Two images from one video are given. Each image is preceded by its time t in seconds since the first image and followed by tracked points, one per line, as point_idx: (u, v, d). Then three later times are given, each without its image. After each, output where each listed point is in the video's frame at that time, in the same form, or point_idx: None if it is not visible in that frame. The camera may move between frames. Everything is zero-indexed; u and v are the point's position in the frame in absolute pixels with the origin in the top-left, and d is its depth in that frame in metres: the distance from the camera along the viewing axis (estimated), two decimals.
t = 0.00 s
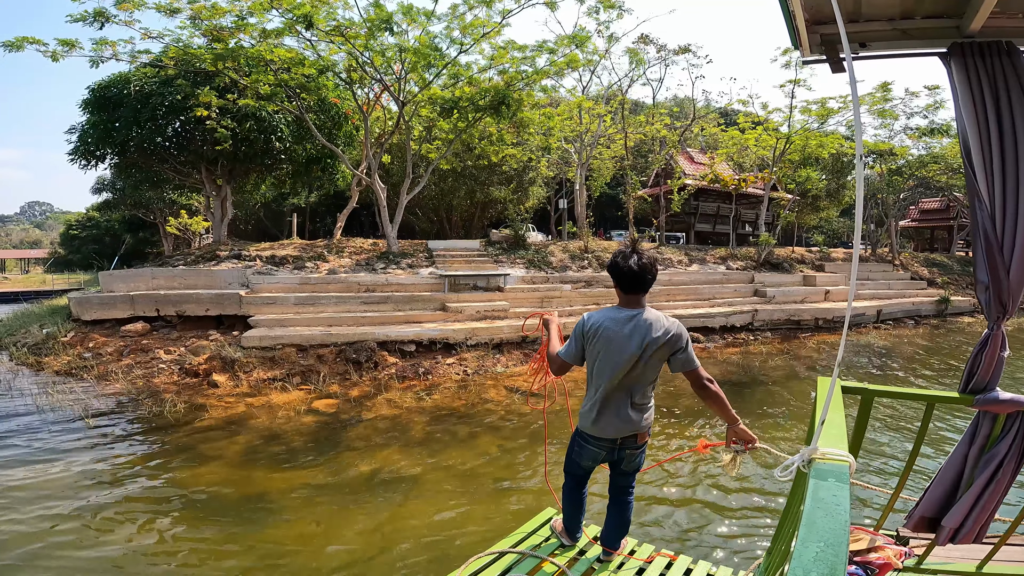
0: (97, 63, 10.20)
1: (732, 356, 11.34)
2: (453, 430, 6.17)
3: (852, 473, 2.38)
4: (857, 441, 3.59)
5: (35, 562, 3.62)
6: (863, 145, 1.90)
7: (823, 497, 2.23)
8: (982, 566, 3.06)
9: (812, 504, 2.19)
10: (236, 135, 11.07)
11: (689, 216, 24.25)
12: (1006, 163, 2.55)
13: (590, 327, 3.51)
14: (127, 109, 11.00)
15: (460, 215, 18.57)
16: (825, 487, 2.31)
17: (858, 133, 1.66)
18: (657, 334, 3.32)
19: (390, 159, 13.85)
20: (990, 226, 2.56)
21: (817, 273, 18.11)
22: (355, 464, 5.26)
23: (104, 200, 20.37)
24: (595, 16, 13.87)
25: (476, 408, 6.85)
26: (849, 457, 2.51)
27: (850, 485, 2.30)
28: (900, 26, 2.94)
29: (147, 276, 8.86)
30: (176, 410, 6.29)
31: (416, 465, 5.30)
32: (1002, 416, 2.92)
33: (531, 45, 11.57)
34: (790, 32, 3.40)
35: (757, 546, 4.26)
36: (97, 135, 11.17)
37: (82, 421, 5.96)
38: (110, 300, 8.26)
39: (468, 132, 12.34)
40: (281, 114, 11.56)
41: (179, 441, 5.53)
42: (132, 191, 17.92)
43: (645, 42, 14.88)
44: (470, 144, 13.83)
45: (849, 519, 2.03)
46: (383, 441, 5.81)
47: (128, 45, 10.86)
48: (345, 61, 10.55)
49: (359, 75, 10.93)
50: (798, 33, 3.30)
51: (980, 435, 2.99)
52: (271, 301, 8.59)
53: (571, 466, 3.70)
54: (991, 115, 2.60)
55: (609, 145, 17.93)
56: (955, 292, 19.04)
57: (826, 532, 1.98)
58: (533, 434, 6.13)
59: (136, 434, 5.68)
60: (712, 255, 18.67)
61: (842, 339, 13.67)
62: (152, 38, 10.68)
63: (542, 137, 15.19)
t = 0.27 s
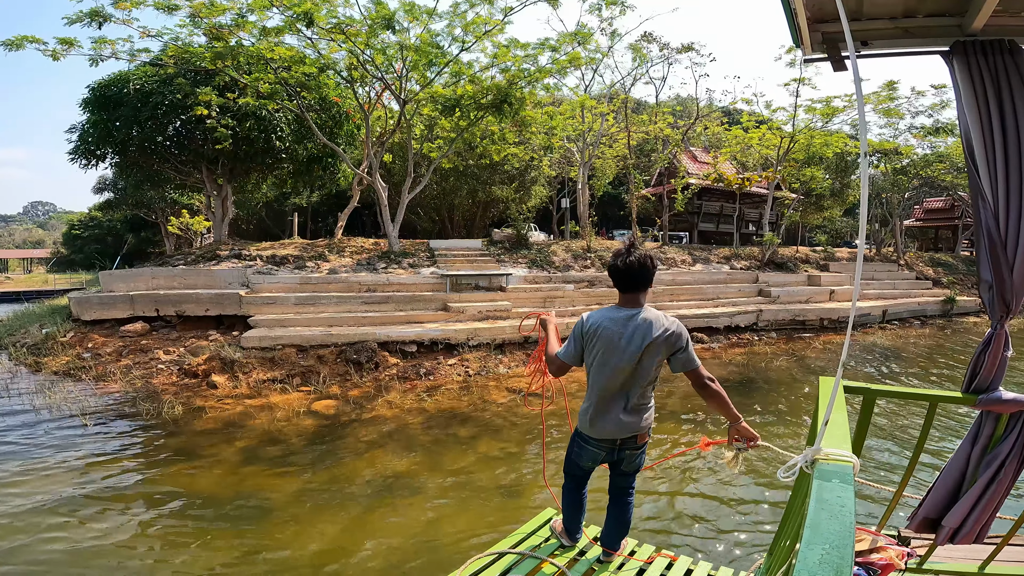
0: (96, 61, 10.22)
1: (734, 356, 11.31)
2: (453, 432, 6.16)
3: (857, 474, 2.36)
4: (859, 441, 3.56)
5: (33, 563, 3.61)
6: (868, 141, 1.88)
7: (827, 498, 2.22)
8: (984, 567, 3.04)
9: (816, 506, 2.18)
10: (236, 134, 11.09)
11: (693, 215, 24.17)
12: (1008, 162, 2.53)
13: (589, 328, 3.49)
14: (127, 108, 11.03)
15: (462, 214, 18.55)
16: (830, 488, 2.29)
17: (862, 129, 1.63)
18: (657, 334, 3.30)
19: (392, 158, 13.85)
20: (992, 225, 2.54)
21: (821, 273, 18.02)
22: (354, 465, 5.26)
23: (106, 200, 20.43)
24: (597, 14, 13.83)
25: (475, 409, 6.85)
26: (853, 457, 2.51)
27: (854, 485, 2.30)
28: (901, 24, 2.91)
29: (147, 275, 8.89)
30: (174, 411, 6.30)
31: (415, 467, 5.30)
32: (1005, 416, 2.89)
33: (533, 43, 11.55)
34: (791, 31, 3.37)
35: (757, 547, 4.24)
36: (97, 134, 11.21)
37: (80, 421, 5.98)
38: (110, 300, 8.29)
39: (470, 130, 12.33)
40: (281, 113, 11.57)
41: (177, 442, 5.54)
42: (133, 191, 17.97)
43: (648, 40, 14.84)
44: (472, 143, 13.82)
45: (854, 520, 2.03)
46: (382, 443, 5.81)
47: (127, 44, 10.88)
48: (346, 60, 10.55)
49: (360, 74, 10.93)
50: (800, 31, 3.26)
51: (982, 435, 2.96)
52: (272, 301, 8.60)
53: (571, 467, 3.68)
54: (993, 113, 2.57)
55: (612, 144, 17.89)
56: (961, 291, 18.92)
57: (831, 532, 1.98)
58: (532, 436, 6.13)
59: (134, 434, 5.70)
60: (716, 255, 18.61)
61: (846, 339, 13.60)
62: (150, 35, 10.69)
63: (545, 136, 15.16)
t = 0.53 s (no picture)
0: (96, 60, 10.25)
1: (737, 356, 11.27)
2: (453, 433, 6.17)
3: (860, 473, 2.34)
4: (861, 440, 3.53)
5: (35, 564, 3.62)
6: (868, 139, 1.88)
7: (830, 497, 2.21)
8: (987, 567, 3.03)
9: (820, 505, 2.17)
10: (237, 133, 11.11)
11: (697, 214, 24.07)
12: (1013, 158, 2.50)
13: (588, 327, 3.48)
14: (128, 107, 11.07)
15: (464, 213, 18.55)
16: (833, 487, 2.28)
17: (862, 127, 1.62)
18: (656, 333, 3.29)
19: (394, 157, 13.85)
20: (995, 222, 2.52)
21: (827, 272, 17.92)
22: (354, 466, 5.28)
23: (110, 199, 20.54)
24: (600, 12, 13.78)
25: (476, 410, 6.86)
26: (855, 457, 2.47)
27: (858, 485, 2.26)
28: (902, 22, 2.89)
29: (148, 275, 8.94)
30: (175, 411, 6.33)
31: (415, 468, 5.31)
32: (1009, 415, 2.84)
33: (536, 41, 11.52)
34: (792, 29, 3.34)
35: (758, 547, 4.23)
36: (98, 134, 11.26)
37: (79, 421, 6.02)
38: (111, 300, 8.34)
39: (472, 129, 12.33)
40: (283, 112, 11.60)
41: (176, 443, 5.57)
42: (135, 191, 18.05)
43: (652, 38, 14.78)
44: (475, 142, 13.82)
45: (858, 521, 2.01)
46: (382, 444, 5.82)
47: (127, 43, 10.91)
48: (348, 58, 10.56)
49: (361, 72, 10.94)
50: (800, 28, 3.23)
51: (985, 434, 2.92)
52: (273, 301, 8.63)
53: (571, 466, 3.67)
54: (996, 110, 2.54)
55: (615, 143, 17.84)
56: (969, 291, 18.78)
57: (835, 533, 1.97)
58: (532, 438, 6.13)
59: (134, 434, 5.74)
60: (721, 254, 18.53)
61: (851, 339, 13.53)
62: (149, 34, 10.70)
63: (548, 134, 15.13)
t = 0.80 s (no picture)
0: (98, 59, 10.31)
1: (742, 356, 11.21)
2: (455, 433, 6.18)
3: (861, 473, 2.32)
4: (862, 441, 3.50)
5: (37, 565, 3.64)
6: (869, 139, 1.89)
7: (830, 498, 2.19)
8: (989, 568, 3.01)
9: (820, 506, 2.15)
10: (241, 132, 11.16)
11: (703, 213, 23.96)
12: (1015, 158, 2.48)
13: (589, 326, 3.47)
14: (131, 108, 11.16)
15: (468, 212, 18.56)
16: (833, 488, 2.26)
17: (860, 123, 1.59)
18: (658, 332, 3.28)
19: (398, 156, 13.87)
20: (998, 221, 2.49)
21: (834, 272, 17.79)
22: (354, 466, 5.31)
23: (116, 199, 20.71)
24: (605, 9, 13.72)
25: (478, 411, 6.87)
26: (857, 457, 2.45)
27: (859, 485, 2.25)
28: (904, 20, 2.86)
29: (151, 275, 9.02)
30: (178, 412, 6.38)
31: (416, 468, 5.33)
32: (1011, 415, 2.81)
33: (539, 38, 11.49)
34: (793, 28, 3.31)
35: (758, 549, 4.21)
36: (102, 134, 11.36)
37: (81, 421, 6.08)
38: (114, 299, 8.41)
39: (476, 127, 12.34)
40: (286, 111, 11.64)
41: (179, 443, 5.62)
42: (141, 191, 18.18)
43: (657, 35, 14.71)
44: (479, 140, 13.82)
45: (859, 521, 2.01)
46: (383, 445, 5.84)
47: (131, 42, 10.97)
48: (351, 56, 10.57)
49: (364, 70, 10.95)
50: (802, 27, 3.20)
51: (987, 434, 2.89)
52: (277, 301, 8.68)
53: (571, 465, 3.66)
54: (999, 108, 2.52)
55: (620, 141, 17.78)
56: (979, 290, 18.58)
57: (835, 533, 1.97)
58: (533, 439, 6.13)
59: (136, 435, 5.79)
60: (727, 253, 18.44)
61: (858, 338, 13.42)
62: (151, 33, 10.76)
63: (552, 133, 15.11)
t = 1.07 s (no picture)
0: (100, 59, 10.38)
1: (747, 357, 11.17)
2: (456, 435, 6.20)
3: (859, 474, 2.32)
4: (862, 441, 3.48)
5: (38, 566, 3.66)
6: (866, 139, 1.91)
7: (827, 497, 2.19)
8: (989, 568, 3.00)
9: (817, 506, 2.15)
10: (243, 131, 11.22)
11: (708, 212, 23.87)
12: (1015, 158, 2.46)
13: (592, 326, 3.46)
14: (134, 107, 11.23)
15: (472, 212, 18.59)
16: (831, 488, 2.25)
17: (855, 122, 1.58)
18: (662, 332, 3.27)
19: (402, 156, 13.92)
20: (998, 221, 2.48)
21: (841, 271, 17.67)
22: (354, 468, 5.34)
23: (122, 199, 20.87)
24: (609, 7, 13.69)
25: (479, 412, 6.88)
26: (855, 457, 2.44)
27: (857, 486, 2.24)
28: (904, 20, 2.84)
29: (155, 275, 9.09)
30: (180, 412, 6.43)
31: (416, 470, 5.36)
32: (1011, 415, 2.80)
33: (543, 36, 11.48)
34: (793, 28, 3.29)
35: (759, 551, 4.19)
36: (106, 135, 11.44)
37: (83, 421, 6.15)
38: (117, 300, 8.44)
39: (479, 126, 12.35)
40: (289, 110, 11.69)
41: (180, 444, 5.67)
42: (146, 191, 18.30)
43: (661, 33, 14.66)
44: (482, 139, 13.83)
45: (855, 521, 2.01)
46: (383, 446, 5.87)
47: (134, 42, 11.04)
48: (354, 56, 10.60)
49: (367, 70, 10.99)
50: (801, 27, 3.18)
51: (987, 434, 2.88)
52: (279, 301, 8.73)
53: (573, 466, 3.67)
54: (998, 108, 2.50)
55: (624, 140, 17.74)
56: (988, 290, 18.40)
57: (831, 533, 1.97)
58: (533, 440, 6.14)
59: (138, 435, 5.85)
60: (733, 252, 18.37)
61: (865, 339, 13.32)
62: (154, 32, 10.82)
63: (556, 132, 15.09)
